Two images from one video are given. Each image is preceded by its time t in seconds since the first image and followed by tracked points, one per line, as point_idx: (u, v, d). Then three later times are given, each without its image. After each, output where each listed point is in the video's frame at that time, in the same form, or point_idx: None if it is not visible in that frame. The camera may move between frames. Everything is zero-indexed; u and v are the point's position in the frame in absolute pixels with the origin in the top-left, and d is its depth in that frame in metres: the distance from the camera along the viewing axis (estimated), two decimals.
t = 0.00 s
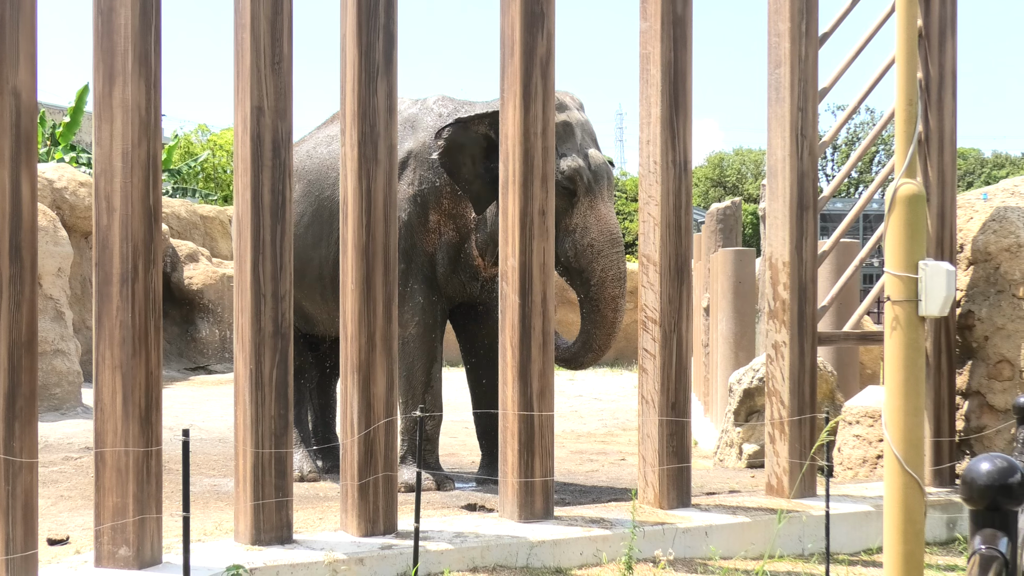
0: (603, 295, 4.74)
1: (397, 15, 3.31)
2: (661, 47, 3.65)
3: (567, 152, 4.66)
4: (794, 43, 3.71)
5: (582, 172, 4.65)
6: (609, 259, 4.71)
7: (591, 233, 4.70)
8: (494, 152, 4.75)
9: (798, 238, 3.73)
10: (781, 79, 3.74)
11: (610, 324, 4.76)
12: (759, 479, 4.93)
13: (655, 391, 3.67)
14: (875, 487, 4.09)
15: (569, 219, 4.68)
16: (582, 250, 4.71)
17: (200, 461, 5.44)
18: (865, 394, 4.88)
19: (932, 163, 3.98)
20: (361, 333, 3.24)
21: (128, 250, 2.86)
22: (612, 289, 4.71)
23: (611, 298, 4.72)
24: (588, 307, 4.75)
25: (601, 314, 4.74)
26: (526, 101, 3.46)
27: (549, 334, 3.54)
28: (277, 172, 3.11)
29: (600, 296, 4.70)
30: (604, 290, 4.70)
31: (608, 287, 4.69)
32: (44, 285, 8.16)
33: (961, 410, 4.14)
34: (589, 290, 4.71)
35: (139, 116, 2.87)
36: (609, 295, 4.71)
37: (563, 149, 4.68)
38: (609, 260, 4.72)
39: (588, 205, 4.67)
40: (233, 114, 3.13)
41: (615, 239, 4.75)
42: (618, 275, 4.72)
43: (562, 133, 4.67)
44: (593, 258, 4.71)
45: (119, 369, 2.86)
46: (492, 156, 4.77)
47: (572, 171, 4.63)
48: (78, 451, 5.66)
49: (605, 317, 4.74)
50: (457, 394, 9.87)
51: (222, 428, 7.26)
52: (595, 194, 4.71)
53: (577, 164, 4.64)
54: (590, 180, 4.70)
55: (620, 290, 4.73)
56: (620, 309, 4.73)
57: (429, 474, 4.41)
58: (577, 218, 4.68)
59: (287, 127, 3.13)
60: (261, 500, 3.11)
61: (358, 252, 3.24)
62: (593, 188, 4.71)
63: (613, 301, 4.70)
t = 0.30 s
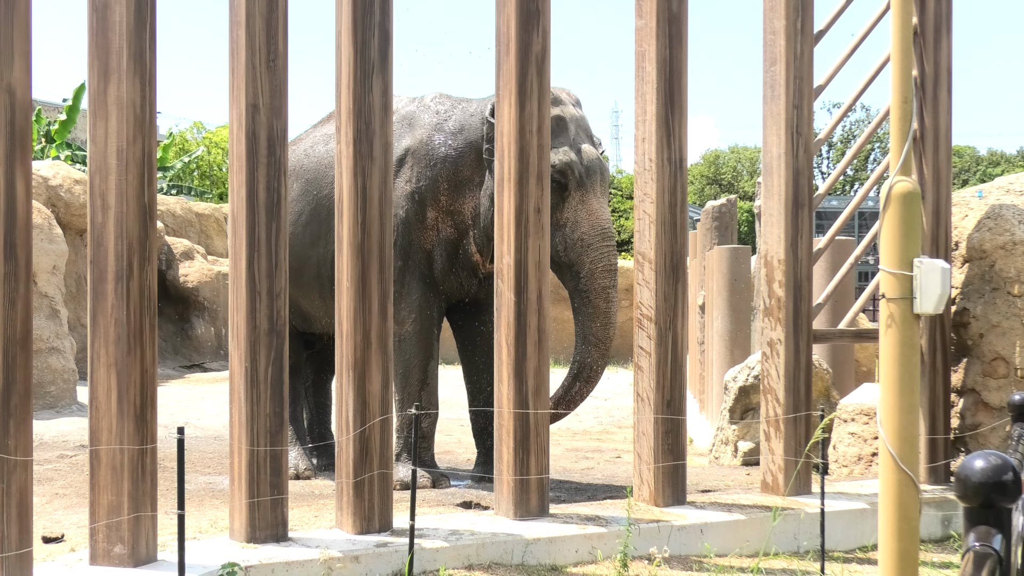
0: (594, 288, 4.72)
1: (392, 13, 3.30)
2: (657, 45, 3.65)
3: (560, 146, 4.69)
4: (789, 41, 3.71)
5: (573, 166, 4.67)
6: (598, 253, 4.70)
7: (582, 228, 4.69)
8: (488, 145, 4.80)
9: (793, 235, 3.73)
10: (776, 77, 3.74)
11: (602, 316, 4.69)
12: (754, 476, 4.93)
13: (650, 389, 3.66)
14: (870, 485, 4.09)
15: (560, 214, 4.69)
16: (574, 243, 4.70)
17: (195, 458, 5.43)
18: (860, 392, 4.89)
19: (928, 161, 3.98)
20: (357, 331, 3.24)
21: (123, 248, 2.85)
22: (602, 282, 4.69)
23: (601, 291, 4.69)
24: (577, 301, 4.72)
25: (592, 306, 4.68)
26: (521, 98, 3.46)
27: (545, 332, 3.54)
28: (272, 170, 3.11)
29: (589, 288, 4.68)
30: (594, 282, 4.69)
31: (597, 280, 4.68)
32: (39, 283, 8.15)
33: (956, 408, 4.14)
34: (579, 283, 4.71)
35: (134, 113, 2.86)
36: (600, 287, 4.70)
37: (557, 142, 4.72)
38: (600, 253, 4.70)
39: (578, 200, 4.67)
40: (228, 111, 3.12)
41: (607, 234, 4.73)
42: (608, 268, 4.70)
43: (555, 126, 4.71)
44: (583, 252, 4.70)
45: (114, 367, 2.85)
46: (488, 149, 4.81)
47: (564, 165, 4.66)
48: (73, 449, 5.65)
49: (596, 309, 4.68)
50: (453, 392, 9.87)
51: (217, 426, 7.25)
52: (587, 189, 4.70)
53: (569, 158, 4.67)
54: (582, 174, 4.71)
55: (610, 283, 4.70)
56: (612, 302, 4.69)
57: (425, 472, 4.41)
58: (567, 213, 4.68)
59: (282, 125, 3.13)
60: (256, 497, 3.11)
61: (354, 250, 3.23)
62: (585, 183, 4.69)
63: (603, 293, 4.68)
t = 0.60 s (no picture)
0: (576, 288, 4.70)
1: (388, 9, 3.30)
2: (652, 41, 3.64)
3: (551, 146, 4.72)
4: (785, 38, 3.70)
5: (563, 168, 4.67)
6: (582, 255, 4.68)
7: (567, 230, 4.68)
8: (480, 142, 4.84)
9: (788, 232, 3.73)
10: (772, 74, 3.74)
11: (586, 315, 4.65)
12: (750, 474, 4.93)
13: (646, 386, 3.66)
14: (865, 482, 4.10)
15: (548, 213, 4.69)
16: (561, 244, 4.68)
17: (191, 455, 5.44)
18: (855, 389, 4.89)
19: (923, 158, 3.98)
20: (352, 328, 3.24)
21: (118, 244, 2.85)
22: (584, 283, 4.66)
23: (583, 292, 4.66)
24: (560, 301, 4.70)
25: (574, 305, 4.65)
26: (516, 94, 3.45)
27: (540, 328, 3.54)
28: (268, 167, 3.11)
29: (571, 288, 4.67)
30: (576, 283, 4.67)
31: (579, 281, 4.66)
32: (35, 280, 8.15)
33: (951, 405, 4.14)
34: (562, 283, 4.70)
35: (129, 109, 2.86)
36: (582, 288, 4.67)
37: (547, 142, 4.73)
38: (584, 256, 4.68)
39: (565, 202, 4.67)
40: (224, 108, 3.12)
41: (593, 238, 4.71)
42: (590, 269, 4.67)
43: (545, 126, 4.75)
44: (566, 254, 4.69)
45: (110, 364, 2.85)
46: (477, 146, 4.84)
47: (554, 166, 4.67)
48: (69, 445, 5.66)
49: (578, 308, 4.65)
50: (448, 389, 9.87)
51: (212, 422, 7.25)
52: (575, 191, 4.70)
53: (558, 159, 4.68)
54: (571, 176, 4.71)
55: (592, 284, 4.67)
56: (594, 301, 4.64)
57: (421, 468, 4.41)
58: (554, 214, 4.67)
59: (277, 122, 3.13)
60: (251, 494, 3.11)
61: (349, 246, 3.23)
62: (573, 185, 4.69)
63: (584, 293, 4.64)
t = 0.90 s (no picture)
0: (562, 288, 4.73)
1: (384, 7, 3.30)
2: (649, 38, 3.64)
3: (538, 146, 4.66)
4: (782, 34, 3.70)
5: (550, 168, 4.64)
6: (569, 254, 4.70)
7: (555, 230, 4.68)
8: (470, 141, 4.81)
9: (785, 229, 3.73)
10: (769, 71, 3.74)
11: (570, 313, 4.73)
12: (746, 470, 4.93)
13: (643, 382, 3.66)
14: (862, 479, 4.10)
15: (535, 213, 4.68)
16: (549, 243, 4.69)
17: (188, 452, 5.44)
18: (852, 386, 4.90)
19: (920, 155, 3.98)
20: (349, 324, 3.24)
21: (116, 241, 2.85)
22: (570, 283, 4.70)
23: (568, 291, 4.71)
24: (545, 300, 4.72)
25: (560, 304, 4.70)
26: (513, 91, 3.45)
27: (537, 325, 3.54)
28: (264, 163, 3.10)
29: (556, 287, 4.69)
30: (561, 282, 4.69)
31: (565, 280, 4.69)
32: (31, 277, 8.15)
33: (948, 402, 4.15)
34: (547, 281, 4.70)
35: (126, 106, 2.86)
36: (567, 288, 4.71)
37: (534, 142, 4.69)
38: (572, 256, 4.70)
39: (553, 202, 4.66)
40: (220, 105, 3.12)
41: (580, 237, 4.73)
42: (574, 269, 4.70)
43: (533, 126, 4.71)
44: (553, 253, 4.70)
45: (107, 361, 2.85)
46: (467, 143, 4.81)
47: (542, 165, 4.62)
48: (66, 442, 5.66)
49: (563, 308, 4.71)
50: (444, 386, 9.88)
51: (209, 419, 7.25)
52: (562, 192, 4.68)
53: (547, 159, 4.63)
54: (559, 177, 4.69)
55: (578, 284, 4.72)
56: (579, 300, 4.71)
57: (417, 465, 4.42)
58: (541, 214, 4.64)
59: (274, 119, 3.12)
60: (248, 491, 3.11)
61: (345, 243, 3.23)
62: (561, 185, 4.68)
63: (569, 293, 4.69)
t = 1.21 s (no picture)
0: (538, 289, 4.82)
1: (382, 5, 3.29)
2: (646, 36, 3.64)
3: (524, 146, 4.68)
4: (779, 32, 3.71)
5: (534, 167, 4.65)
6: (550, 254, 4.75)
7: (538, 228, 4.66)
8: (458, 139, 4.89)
9: (782, 227, 3.73)
10: (766, 68, 3.74)
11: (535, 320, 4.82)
12: (744, 468, 4.94)
13: (640, 380, 3.66)
14: (859, 476, 4.10)
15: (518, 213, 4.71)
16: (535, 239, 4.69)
17: (185, 450, 5.44)
18: (849, 383, 4.90)
19: (917, 152, 3.99)
20: (346, 322, 3.24)
21: (113, 239, 2.85)
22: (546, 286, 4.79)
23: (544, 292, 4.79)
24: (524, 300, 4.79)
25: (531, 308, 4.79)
26: (510, 89, 3.45)
27: (535, 323, 3.54)
28: (262, 161, 3.10)
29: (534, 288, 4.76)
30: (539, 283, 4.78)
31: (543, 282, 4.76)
32: (29, 275, 8.14)
33: (945, 399, 4.15)
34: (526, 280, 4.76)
35: (123, 104, 2.86)
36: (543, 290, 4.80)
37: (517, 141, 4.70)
38: (552, 255, 4.75)
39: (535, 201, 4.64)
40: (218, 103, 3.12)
41: (561, 234, 4.76)
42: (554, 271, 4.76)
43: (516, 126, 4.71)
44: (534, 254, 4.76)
45: (104, 359, 2.84)
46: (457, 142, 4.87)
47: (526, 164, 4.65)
48: (63, 440, 5.66)
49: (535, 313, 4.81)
50: (442, 383, 9.88)
51: (207, 417, 7.25)
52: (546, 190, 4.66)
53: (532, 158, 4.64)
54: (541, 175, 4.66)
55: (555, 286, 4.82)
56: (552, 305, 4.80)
57: (415, 462, 4.42)
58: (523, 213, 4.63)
59: (271, 116, 3.12)
60: (246, 489, 3.11)
61: (343, 241, 3.23)
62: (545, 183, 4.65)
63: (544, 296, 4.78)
